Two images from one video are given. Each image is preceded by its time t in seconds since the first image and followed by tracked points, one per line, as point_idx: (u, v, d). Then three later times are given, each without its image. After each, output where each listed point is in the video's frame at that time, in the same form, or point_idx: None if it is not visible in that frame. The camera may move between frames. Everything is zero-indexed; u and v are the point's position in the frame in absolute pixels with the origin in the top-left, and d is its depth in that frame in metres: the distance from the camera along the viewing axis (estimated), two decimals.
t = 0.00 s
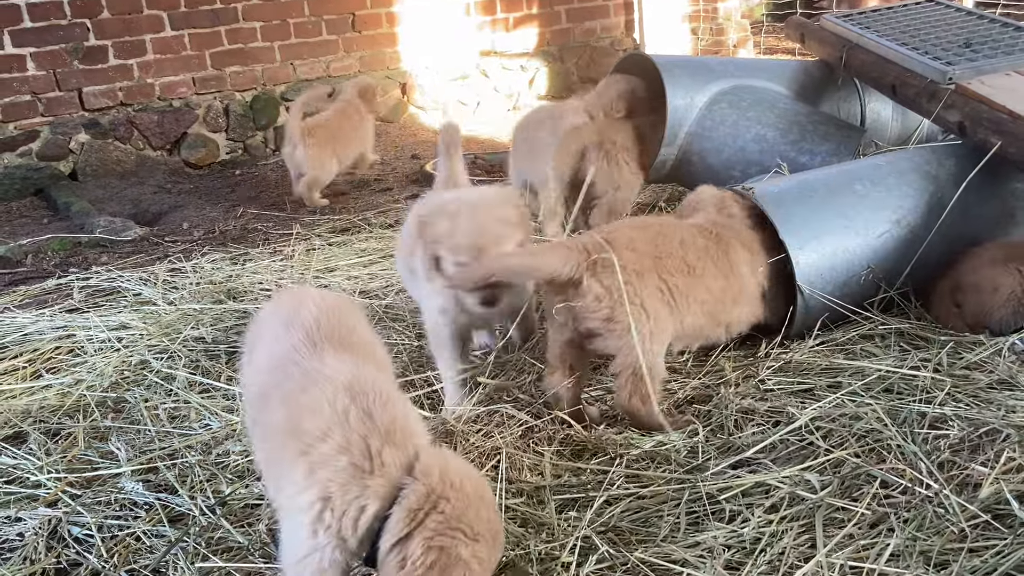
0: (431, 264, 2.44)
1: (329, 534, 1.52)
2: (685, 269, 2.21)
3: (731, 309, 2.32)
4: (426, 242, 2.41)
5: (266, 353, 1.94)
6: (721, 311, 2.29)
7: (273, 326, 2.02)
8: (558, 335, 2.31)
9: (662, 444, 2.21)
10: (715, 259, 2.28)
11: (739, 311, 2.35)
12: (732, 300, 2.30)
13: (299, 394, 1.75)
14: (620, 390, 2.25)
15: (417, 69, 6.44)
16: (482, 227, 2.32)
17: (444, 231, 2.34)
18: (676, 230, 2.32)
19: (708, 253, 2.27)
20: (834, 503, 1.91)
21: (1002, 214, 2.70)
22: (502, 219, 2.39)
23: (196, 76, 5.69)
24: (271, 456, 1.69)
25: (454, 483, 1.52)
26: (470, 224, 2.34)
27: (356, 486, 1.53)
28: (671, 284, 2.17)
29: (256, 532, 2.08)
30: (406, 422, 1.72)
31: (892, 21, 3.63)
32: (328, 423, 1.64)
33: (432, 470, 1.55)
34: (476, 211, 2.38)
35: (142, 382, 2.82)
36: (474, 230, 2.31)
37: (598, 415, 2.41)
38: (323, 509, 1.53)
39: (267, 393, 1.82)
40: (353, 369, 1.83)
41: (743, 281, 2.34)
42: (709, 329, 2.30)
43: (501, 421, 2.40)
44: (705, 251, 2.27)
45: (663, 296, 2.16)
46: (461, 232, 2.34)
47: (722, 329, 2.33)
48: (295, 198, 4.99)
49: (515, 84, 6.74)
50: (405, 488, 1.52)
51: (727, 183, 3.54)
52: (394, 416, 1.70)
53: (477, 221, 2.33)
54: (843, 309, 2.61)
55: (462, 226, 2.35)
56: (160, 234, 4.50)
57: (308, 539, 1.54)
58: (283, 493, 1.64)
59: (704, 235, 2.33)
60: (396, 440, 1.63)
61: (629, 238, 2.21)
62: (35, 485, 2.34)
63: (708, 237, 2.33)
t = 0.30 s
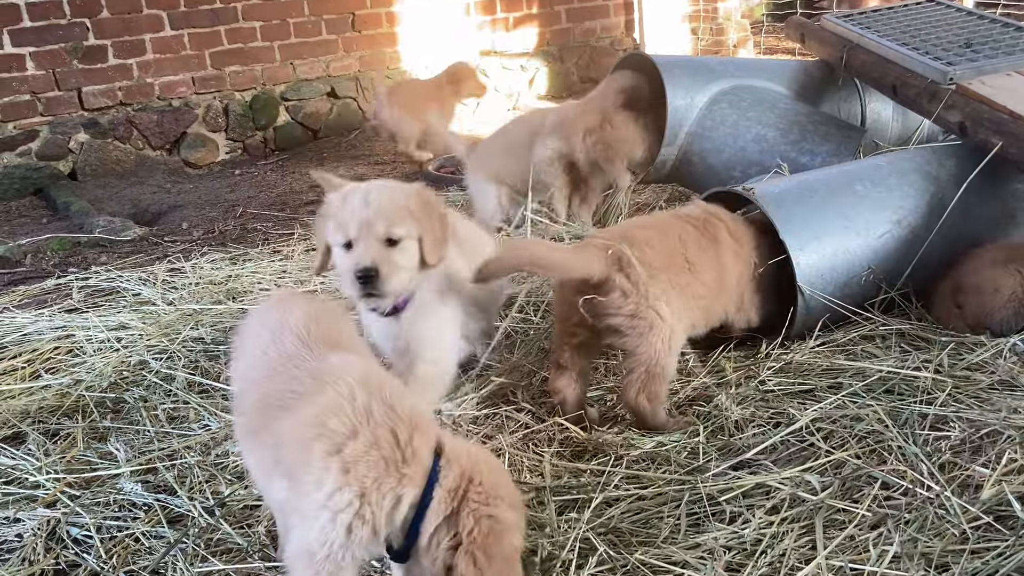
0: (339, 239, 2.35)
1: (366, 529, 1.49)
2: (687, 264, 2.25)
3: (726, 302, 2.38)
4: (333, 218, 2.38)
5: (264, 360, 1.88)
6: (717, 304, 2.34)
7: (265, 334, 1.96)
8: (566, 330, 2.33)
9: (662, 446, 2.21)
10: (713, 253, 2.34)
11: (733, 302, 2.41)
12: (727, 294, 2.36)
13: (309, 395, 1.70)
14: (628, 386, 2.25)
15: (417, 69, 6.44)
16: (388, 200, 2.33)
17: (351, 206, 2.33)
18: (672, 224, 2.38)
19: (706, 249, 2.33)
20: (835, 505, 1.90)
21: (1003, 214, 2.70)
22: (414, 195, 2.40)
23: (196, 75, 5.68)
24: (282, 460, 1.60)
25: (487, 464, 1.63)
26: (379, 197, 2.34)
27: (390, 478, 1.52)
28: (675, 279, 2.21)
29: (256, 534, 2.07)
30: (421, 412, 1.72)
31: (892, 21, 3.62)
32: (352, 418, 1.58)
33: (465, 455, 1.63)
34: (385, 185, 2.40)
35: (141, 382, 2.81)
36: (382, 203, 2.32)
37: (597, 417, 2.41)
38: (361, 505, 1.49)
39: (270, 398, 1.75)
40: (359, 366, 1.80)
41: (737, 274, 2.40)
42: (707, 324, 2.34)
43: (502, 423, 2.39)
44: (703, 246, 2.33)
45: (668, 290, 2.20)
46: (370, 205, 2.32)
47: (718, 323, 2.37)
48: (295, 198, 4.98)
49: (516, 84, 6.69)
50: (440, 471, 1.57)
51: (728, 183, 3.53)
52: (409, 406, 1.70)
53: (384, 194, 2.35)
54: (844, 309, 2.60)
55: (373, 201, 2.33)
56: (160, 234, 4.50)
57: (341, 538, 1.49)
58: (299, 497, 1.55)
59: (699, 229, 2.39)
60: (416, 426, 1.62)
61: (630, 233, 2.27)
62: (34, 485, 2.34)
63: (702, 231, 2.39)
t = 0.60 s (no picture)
0: (307, 248, 2.18)
1: (364, 532, 1.50)
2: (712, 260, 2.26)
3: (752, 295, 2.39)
4: (299, 229, 2.21)
5: (256, 360, 1.84)
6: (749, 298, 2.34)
7: (256, 334, 1.92)
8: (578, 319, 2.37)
9: (662, 447, 2.20)
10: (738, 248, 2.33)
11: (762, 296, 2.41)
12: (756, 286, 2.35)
13: (304, 398, 1.67)
14: (641, 369, 2.24)
15: (418, 70, 6.44)
16: (366, 202, 2.20)
17: (322, 211, 2.16)
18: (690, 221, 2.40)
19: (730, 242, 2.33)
20: (836, 507, 1.90)
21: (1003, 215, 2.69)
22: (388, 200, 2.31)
23: (196, 75, 5.68)
24: (276, 465, 1.59)
25: (488, 454, 1.60)
26: (354, 200, 2.20)
27: (385, 478, 1.52)
28: (703, 277, 2.22)
29: (255, 536, 2.07)
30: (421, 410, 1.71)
31: (892, 22, 3.62)
32: (347, 420, 1.59)
33: (463, 443, 1.60)
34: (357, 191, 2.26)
35: (140, 383, 2.80)
36: (359, 204, 2.19)
37: (596, 418, 2.41)
38: (356, 509, 1.49)
39: (265, 400, 1.72)
40: (355, 365, 1.78)
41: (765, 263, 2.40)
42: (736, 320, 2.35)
43: (502, 424, 2.39)
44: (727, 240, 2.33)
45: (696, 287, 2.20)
46: (345, 210, 2.17)
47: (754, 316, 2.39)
48: (294, 198, 4.98)
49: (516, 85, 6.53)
50: (436, 466, 1.54)
51: (728, 184, 3.52)
52: (407, 404, 1.70)
53: (359, 199, 2.22)
54: (845, 310, 2.60)
55: (348, 206, 2.18)
56: (159, 234, 4.49)
57: (338, 544, 1.49)
58: (296, 503, 1.54)
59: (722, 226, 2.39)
60: (416, 425, 1.63)
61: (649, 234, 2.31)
62: (32, 487, 2.33)
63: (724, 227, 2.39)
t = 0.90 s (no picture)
0: (357, 294, 1.94)
1: (355, 529, 1.51)
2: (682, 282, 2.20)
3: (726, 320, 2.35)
4: (348, 271, 1.98)
5: (261, 357, 1.88)
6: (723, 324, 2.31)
7: (263, 332, 1.96)
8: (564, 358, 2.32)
9: (663, 446, 2.20)
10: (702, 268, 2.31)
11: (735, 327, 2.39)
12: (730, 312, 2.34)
13: (301, 394, 1.70)
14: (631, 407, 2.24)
15: (418, 69, 6.44)
16: (421, 243, 1.96)
17: (375, 253, 1.94)
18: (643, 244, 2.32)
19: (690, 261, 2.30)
20: (836, 503, 1.90)
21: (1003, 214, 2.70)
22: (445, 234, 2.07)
23: (196, 74, 5.68)
24: (274, 461, 1.63)
25: (481, 448, 1.55)
26: (412, 242, 1.97)
27: (372, 471, 1.51)
28: (674, 299, 2.13)
29: (255, 534, 2.07)
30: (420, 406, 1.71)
31: (892, 21, 3.62)
32: (338, 416, 1.59)
33: (454, 434, 1.56)
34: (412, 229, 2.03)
35: (140, 382, 2.80)
36: (414, 247, 1.96)
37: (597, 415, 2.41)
38: (346, 506, 1.50)
39: (266, 397, 1.75)
40: (354, 362, 1.80)
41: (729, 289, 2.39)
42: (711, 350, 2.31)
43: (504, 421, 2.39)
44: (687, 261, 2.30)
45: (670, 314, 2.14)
46: (399, 251, 1.94)
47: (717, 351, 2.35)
48: (294, 197, 4.98)
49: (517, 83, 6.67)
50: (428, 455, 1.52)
51: (728, 183, 3.52)
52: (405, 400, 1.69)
53: (414, 237, 1.99)
54: (845, 308, 2.60)
55: (405, 247, 1.95)
56: (159, 233, 4.49)
57: (329, 540, 1.52)
58: (292, 500, 1.58)
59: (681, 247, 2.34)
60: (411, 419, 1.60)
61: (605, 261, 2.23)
62: (33, 484, 2.33)
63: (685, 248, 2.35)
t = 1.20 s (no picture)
0: (431, 312, 1.81)
1: (345, 543, 1.49)
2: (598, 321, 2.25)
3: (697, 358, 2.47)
4: (423, 286, 1.85)
5: (274, 359, 1.94)
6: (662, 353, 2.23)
7: (281, 335, 2.02)
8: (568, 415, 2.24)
9: (665, 458, 2.18)
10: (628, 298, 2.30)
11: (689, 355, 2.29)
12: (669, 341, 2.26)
13: (304, 399, 1.74)
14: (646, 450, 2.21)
15: (417, 70, 6.43)
16: (503, 261, 1.83)
17: (452, 267, 1.81)
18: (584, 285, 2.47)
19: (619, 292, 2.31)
20: (838, 509, 1.89)
21: (1004, 216, 2.69)
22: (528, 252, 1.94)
23: (195, 75, 5.67)
24: (275, 465, 1.68)
25: (472, 471, 1.47)
26: (491, 260, 1.84)
27: (365, 489, 1.50)
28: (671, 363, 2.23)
29: (253, 540, 2.05)
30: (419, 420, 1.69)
31: (893, 23, 3.61)
32: (333, 425, 1.63)
33: (447, 459, 1.50)
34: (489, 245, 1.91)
35: (139, 385, 2.79)
36: (496, 264, 1.83)
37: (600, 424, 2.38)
38: (336, 517, 1.50)
39: (272, 400, 1.80)
40: (357, 369, 1.82)
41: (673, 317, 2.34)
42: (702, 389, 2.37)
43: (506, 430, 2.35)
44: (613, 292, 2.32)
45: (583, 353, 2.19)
46: (478, 267, 1.81)
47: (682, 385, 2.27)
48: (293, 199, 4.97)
49: (515, 85, 6.69)
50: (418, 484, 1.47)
51: (728, 185, 3.51)
52: (404, 413, 1.68)
53: (495, 255, 1.86)
54: (845, 313, 2.58)
55: (484, 264, 1.82)
56: (158, 235, 4.47)
57: (320, 550, 1.51)
58: (290, 504, 1.62)
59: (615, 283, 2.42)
60: (407, 438, 1.59)
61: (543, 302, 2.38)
62: (30, 489, 2.32)
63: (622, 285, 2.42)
